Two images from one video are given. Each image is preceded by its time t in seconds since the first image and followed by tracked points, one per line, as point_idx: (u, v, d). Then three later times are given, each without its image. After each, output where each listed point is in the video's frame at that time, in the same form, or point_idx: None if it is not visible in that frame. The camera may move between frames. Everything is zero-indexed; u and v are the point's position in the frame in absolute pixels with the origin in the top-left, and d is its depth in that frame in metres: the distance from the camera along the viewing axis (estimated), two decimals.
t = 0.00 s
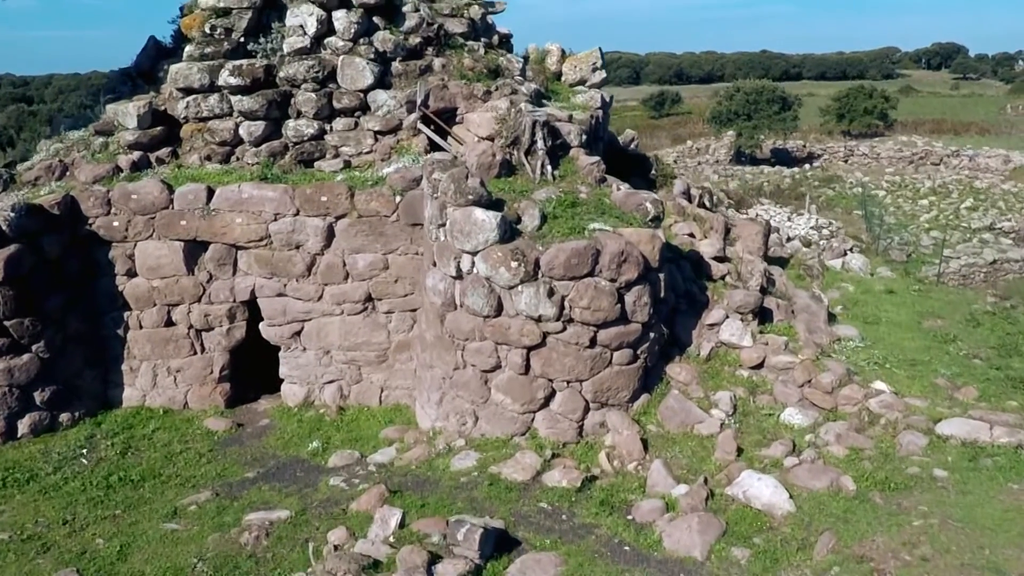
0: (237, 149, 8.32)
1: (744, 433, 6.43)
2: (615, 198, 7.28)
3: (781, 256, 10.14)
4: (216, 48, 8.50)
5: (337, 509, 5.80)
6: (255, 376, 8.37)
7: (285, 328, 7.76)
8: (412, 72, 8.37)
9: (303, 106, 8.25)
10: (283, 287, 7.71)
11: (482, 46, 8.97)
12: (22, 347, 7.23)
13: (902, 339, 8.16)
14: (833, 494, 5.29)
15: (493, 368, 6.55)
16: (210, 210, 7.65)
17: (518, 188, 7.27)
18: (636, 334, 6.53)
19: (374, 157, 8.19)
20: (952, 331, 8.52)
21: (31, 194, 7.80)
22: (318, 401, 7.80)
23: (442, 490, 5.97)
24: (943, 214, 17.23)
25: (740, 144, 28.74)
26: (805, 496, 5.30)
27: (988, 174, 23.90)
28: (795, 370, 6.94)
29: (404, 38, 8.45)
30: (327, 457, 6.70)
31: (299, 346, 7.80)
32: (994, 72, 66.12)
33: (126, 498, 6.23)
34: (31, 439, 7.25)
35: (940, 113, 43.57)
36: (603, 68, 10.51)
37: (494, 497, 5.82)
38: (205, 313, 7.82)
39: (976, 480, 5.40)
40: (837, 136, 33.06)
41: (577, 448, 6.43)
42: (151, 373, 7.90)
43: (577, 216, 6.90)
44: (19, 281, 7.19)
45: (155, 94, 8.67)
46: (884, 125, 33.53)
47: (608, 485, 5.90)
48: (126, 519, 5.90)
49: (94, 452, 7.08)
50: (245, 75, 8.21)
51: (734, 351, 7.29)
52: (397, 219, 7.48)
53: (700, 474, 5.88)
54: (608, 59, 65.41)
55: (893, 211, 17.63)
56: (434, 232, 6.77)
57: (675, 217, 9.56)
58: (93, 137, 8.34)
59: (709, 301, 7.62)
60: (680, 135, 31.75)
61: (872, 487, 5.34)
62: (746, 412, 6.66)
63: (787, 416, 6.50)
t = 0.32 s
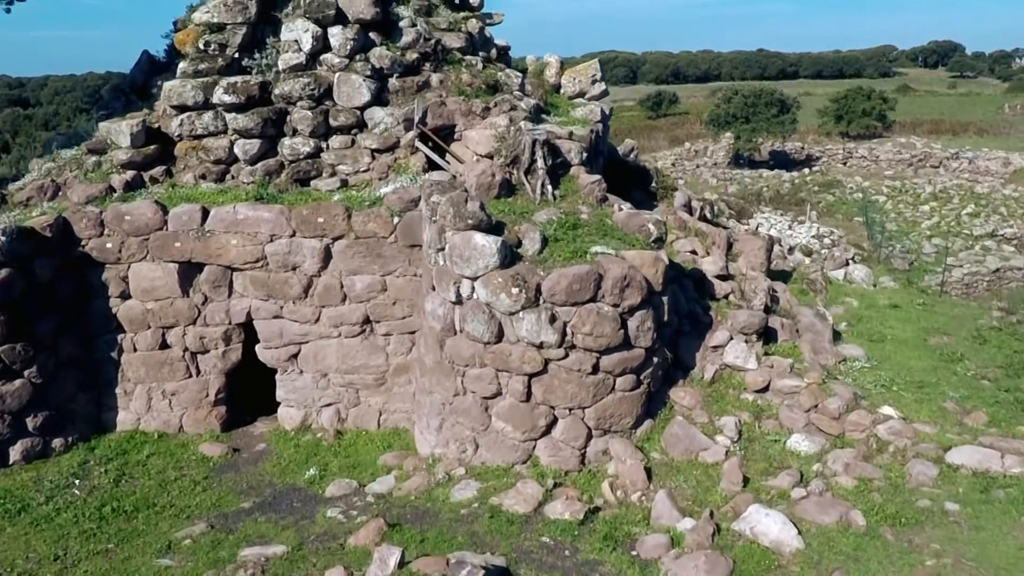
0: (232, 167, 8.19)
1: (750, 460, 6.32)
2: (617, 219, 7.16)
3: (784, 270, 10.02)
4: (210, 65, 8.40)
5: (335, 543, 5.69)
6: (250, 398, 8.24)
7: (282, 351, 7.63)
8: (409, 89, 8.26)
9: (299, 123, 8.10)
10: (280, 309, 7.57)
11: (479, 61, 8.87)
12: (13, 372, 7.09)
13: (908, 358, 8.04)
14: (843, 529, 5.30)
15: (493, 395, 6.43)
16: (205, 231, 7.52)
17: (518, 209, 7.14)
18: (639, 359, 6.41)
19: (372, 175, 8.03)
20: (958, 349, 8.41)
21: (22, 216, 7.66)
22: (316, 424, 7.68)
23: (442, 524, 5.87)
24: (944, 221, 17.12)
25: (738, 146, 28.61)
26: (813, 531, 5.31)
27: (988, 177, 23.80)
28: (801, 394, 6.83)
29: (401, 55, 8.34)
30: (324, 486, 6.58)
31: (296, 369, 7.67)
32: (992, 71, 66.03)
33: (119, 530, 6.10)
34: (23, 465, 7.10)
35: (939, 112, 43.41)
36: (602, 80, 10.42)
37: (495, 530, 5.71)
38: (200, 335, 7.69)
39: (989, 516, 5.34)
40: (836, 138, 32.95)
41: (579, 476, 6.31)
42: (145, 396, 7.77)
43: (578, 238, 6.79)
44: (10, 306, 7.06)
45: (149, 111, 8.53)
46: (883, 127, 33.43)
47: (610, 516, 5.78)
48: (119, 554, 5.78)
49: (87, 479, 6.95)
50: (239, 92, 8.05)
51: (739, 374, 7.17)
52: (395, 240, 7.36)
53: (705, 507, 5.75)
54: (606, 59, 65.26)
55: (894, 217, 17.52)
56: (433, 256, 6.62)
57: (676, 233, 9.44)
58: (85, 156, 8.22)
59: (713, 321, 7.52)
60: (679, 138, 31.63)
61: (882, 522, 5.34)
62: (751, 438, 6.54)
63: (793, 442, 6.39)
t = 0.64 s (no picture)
0: (225, 187, 8.02)
1: (755, 490, 6.18)
2: (618, 241, 7.03)
3: (786, 286, 9.89)
4: (202, 82, 8.23)
5: None
6: (243, 422, 8.09)
7: (276, 376, 7.48)
8: (404, 106, 8.11)
9: (292, 142, 7.94)
10: (273, 333, 7.42)
11: (476, 76, 8.75)
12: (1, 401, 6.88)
13: (914, 379, 7.92)
14: (852, 568, 5.28)
15: (492, 425, 6.29)
16: (197, 254, 7.37)
17: (517, 231, 6.99)
18: (641, 387, 6.27)
19: (367, 195, 7.87)
20: (964, 369, 8.29)
21: (10, 240, 7.49)
22: (311, 450, 7.52)
23: (441, 561, 5.74)
24: (944, 228, 17.01)
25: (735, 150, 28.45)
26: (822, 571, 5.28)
27: (986, 182, 23.72)
28: (806, 421, 6.72)
29: (396, 71, 8.20)
30: (319, 519, 6.44)
31: (291, 394, 7.52)
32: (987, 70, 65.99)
33: (109, 568, 5.97)
34: (11, 496, 6.91)
35: (935, 112, 43.32)
36: (600, 93, 10.22)
37: (496, 568, 5.59)
38: (192, 360, 7.52)
39: (1002, 554, 5.28)
40: (833, 141, 32.86)
41: (580, 508, 6.18)
42: (137, 422, 7.61)
43: (578, 263, 6.64)
44: None
45: (139, 129, 8.36)
46: (880, 129, 33.34)
47: (613, 553, 5.68)
48: None
49: (77, 510, 6.79)
50: (231, 111, 7.90)
51: (742, 399, 7.04)
52: (391, 263, 7.20)
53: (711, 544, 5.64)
54: (602, 60, 65.16)
55: (894, 224, 17.41)
56: (429, 282, 6.46)
57: (677, 250, 9.31)
58: (75, 176, 8.05)
59: (715, 344, 7.42)
60: (676, 140, 31.51)
61: (893, 561, 5.31)
62: (756, 466, 6.41)
63: (799, 471, 6.27)
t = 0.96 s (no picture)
0: (215, 208, 7.84)
1: (758, 523, 6.05)
2: (617, 265, 6.86)
3: (786, 303, 9.74)
4: (191, 99, 8.04)
5: None
6: (233, 447, 7.93)
7: (267, 403, 7.30)
8: (399, 124, 7.91)
9: (284, 162, 7.75)
10: (264, 359, 7.24)
11: (472, 92, 8.58)
12: None
13: (919, 401, 7.78)
14: None
15: (488, 457, 6.12)
16: (185, 278, 7.19)
17: (514, 255, 6.82)
18: (642, 417, 6.11)
19: (360, 217, 7.68)
20: (969, 389, 8.14)
21: None
22: (303, 479, 7.37)
23: None
24: (945, 236, 16.85)
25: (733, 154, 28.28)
26: None
27: (985, 187, 23.59)
28: (810, 449, 6.55)
29: (391, 88, 7.99)
30: (311, 556, 6.34)
31: (282, 421, 7.34)
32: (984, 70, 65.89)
33: None
34: None
35: (933, 113, 43.16)
36: (599, 106, 10.05)
37: None
38: (181, 387, 7.35)
39: None
40: (831, 143, 32.70)
41: (579, 542, 6.04)
42: (125, 450, 7.45)
43: (577, 289, 6.46)
44: None
45: (127, 148, 8.19)
46: (878, 131, 33.19)
47: None
48: None
49: (62, 544, 6.63)
50: (221, 129, 7.72)
51: (745, 425, 6.87)
52: (385, 287, 7.03)
53: None
54: (599, 60, 65.01)
55: (894, 232, 17.25)
56: (424, 310, 6.26)
57: (676, 268, 9.15)
58: (61, 197, 7.85)
59: (717, 369, 7.26)
60: (673, 143, 31.36)
61: None
62: (759, 497, 6.26)
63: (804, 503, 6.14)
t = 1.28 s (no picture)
0: (201, 229, 7.63)
1: (761, 559, 5.93)
2: (614, 290, 6.67)
3: (786, 320, 9.57)
4: (176, 116, 7.82)
5: None
6: (220, 475, 7.73)
7: (254, 432, 7.09)
8: (389, 142, 7.73)
9: (271, 182, 7.53)
10: (251, 387, 7.03)
11: (464, 108, 8.38)
12: None
13: (923, 425, 7.60)
14: None
15: (481, 493, 5.92)
16: (169, 303, 6.97)
17: (508, 280, 6.61)
18: (640, 450, 5.91)
19: (350, 239, 7.44)
20: (975, 412, 7.97)
21: None
22: (291, 509, 7.17)
23: None
24: (945, 244, 16.69)
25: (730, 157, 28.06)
26: None
27: (984, 192, 23.44)
28: (814, 480, 6.38)
29: (381, 105, 7.80)
30: None
31: (270, 450, 7.14)
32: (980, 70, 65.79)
33: None
34: None
35: (930, 113, 43.01)
36: (594, 119, 9.85)
37: None
38: (166, 415, 7.14)
39: None
40: (828, 146, 32.50)
41: None
42: (108, 480, 7.23)
43: (573, 316, 6.27)
44: None
45: (110, 167, 7.97)
46: (875, 133, 33.03)
47: None
48: None
49: None
50: (206, 148, 7.49)
51: (746, 454, 6.69)
52: (375, 312, 6.81)
53: None
54: (594, 61, 64.81)
55: (893, 240, 17.08)
56: (415, 340, 6.06)
57: (674, 286, 8.97)
58: (42, 219, 7.63)
59: (717, 396, 7.07)
60: (670, 146, 31.17)
61: None
62: (761, 531, 6.13)
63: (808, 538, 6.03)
